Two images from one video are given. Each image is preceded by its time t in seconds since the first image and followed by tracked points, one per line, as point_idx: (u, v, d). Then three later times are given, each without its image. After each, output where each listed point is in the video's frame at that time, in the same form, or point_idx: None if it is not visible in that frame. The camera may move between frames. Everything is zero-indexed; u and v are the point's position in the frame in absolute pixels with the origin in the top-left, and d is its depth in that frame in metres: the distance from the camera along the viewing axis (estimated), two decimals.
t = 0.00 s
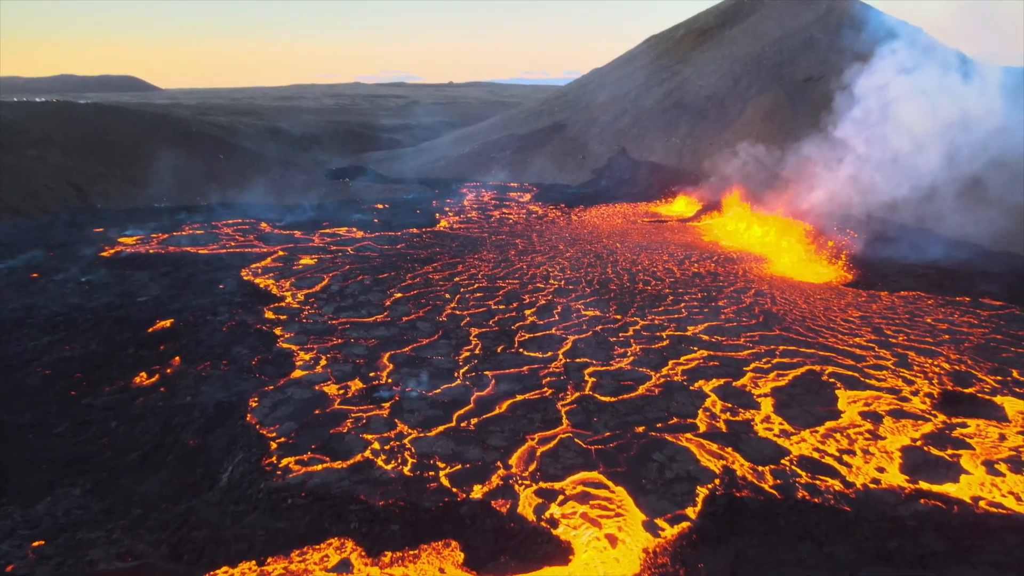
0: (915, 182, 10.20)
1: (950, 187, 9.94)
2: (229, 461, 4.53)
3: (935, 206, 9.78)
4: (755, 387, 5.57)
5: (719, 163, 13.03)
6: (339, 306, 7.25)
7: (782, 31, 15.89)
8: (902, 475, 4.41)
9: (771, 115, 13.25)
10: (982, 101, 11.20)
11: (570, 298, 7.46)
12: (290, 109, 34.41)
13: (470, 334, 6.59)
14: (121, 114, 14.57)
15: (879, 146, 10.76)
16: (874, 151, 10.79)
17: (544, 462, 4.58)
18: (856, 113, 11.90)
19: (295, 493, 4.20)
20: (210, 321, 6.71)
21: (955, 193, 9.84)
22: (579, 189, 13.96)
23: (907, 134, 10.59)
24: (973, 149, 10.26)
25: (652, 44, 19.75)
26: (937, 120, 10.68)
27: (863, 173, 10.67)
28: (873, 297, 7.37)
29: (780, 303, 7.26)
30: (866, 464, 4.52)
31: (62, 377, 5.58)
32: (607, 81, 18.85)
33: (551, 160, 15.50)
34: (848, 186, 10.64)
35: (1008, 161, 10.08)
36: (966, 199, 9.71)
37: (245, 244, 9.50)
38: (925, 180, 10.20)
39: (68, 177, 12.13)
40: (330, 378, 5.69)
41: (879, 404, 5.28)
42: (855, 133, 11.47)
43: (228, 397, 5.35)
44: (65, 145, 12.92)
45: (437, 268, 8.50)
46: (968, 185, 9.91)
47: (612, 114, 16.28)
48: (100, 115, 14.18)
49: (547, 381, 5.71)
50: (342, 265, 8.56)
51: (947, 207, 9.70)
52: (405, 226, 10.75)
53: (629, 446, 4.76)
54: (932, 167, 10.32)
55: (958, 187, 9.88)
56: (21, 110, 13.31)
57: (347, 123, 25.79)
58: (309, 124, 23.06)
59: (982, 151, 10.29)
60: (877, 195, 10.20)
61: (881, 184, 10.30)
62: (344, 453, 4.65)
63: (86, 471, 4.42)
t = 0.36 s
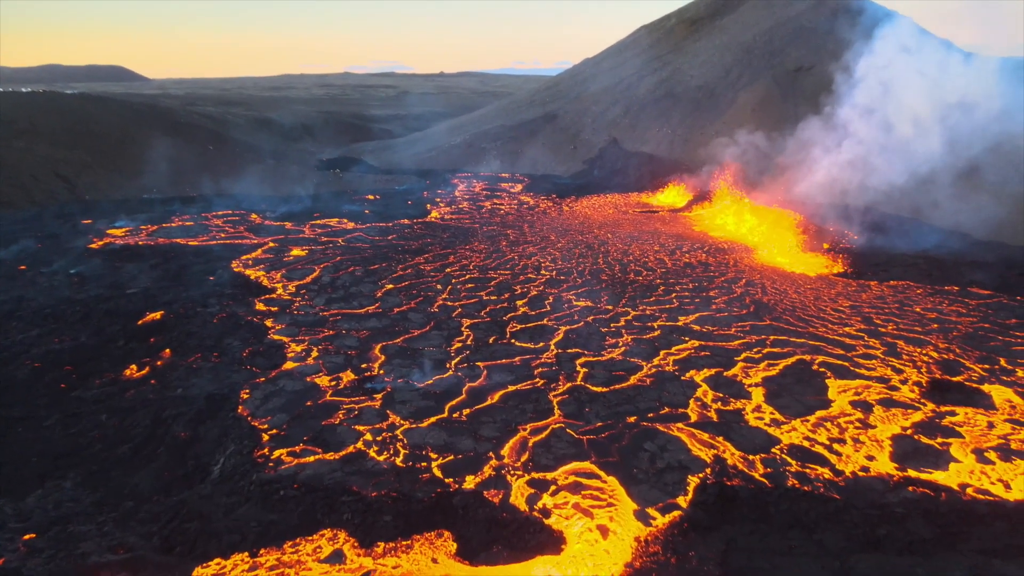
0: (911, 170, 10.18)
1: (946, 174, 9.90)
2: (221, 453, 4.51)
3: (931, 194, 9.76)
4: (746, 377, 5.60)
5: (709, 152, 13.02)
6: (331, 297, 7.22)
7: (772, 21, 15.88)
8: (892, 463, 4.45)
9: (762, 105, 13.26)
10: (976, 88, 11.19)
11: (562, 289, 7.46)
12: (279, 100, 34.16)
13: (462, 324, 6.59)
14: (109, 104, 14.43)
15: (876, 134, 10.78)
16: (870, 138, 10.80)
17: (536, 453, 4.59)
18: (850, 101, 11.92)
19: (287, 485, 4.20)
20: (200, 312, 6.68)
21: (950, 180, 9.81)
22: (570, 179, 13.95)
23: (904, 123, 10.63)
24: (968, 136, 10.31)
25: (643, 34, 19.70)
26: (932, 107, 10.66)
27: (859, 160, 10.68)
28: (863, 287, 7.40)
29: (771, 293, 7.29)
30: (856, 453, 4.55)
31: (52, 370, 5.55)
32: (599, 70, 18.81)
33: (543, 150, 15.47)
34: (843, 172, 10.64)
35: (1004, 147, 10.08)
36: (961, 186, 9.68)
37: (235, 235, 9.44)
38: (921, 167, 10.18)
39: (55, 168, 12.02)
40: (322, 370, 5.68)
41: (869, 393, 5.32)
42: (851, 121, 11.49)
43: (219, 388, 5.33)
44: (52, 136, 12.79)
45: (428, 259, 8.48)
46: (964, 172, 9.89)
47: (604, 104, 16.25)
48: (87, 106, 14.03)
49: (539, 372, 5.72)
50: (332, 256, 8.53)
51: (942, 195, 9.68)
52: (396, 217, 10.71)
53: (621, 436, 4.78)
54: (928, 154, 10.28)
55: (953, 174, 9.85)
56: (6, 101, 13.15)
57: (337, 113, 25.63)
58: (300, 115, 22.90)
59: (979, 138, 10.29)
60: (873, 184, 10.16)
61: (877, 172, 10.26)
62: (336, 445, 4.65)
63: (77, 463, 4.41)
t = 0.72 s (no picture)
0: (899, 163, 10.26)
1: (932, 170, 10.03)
2: (209, 448, 4.49)
3: (918, 188, 9.86)
4: (734, 368, 5.63)
5: (698, 144, 13.02)
6: (319, 291, 7.19)
7: (760, 13, 15.91)
8: (878, 453, 4.49)
9: (750, 97, 13.29)
10: (957, 85, 11.41)
11: (550, 282, 7.46)
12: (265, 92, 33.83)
13: (451, 318, 6.58)
14: (92, 97, 14.25)
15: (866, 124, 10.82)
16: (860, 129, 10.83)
17: (526, 445, 4.60)
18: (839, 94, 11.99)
19: (276, 479, 4.19)
20: (187, 307, 6.63)
21: (936, 176, 9.93)
22: (558, 172, 13.93)
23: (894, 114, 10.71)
24: (953, 135, 10.55)
25: (631, 26, 19.68)
26: (919, 101, 10.80)
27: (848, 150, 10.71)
28: (849, 278, 7.46)
29: (758, 284, 7.32)
30: (843, 443, 4.59)
31: (37, 365, 5.50)
32: (587, 62, 18.78)
33: (532, 142, 15.43)
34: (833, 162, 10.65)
35: (987, 145, 10.35)
36: (947, 182, 9.82)
37: (222, 229, 9.38)
38: (908, 162, 10.28)
39: (38, 162, 11.87)
40: (310, 364, 5.66)
41: (856, 383, 5.36)
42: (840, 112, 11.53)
43: (206, 383, 5.30)
44: (35, 129, 12.63)
45: (417, 252, 8.46)
46: (950, 168, 10.04)
47: (592, 96, 16.23)
48: (71, 99, 13.86)
49: (528, 365, 5.72)
50: (320, 250, 8.49)
51: (928, 189, 9.79)
52: (384, 210, 10.67)
53: (610, 428, 4.80)
54: (914, 150, 10.43)
55: (939, 170, 9.98)
56: None
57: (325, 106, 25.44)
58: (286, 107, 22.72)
59: (964, 135, 10.53)
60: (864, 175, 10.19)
61: (868, 161, 10.25)
62: (325, 438, 4.64)
63: (64, 459, 4.38)
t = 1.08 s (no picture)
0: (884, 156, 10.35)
1: (917, 161, 10.11)
2: (192, 446, 4.46)
3: (904, 180, 9.95)
4: (718, 361, 5.66)
5: (682, 138, 13.05)
6: (303, 286, 7.15)
7: (742, 7, 15.97)
8: (861, 443, 4.54)
9: (733, 91, 13.33)
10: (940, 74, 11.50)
11: (534, 276, 7.47)
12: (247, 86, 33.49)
13: (436, 312, 6.57)
14: (70, 92, 14.05)
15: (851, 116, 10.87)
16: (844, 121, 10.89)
17: (511, 439, 4.61)
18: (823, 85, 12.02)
19: (261, 476, 4.16)
20: (169, 303, 6.57)
21: (922, 167, 10.01)
22: (542, 166, 13.92)
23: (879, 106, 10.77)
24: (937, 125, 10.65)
25: (615, 20, 19.67)
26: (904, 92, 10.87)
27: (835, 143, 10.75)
28: (830, 270, 7.53)
29: (741, 277, 7.37)
30: (825, 434, 4.64)
31: (16, 364, 5.43)
32: (571, 56, 18.76)
33: (517, 136, 15.40)
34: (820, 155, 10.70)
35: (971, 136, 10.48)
36: (932, 173, 9.92)
37: (204, 224, 9.29)
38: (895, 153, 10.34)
39: (15, 157, 11.69)
40: (294, 359, 5.63)
41: (838, 375, 5.42)
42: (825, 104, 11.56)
43: (189, 380, 5.26)
44: (12, 124, 12.43)
45: (401, 247, 8.43)
46: (935, 160, 10.15)
47: (577, 90, 16.22)
48: (48, 93, 13.64)
49: (513, 359, 5.73)
50: (303, 245, 8.44)
51: (914, 181, 9.87)
52: (368, 205, 10.61)
53: (595, 422, 4.82)
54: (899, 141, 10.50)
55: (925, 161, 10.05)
56: None
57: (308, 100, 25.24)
58: (269, 101, 22.50)
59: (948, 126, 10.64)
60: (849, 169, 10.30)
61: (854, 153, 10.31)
62: (309, 434, 4.62)
63: (44, 458, 4.32)
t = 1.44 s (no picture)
0: (868, 149, 10.42)
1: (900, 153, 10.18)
2: (174, 445, 4.42)
3: (888, 172, 10.03)
4: (701, 355, 5.70)
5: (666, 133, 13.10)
6: (284, 283, 7.09)
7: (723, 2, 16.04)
8: (842, 435, 4.59)
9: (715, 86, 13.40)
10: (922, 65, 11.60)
11: (517, 271, 7.47)
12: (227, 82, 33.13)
13: (419, 309, 6.55)
14: (45, 89, 13.83)
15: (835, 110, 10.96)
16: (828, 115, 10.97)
17: (496, 435, 4.61)
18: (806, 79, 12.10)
19: (243, 474, 4.14)
20: (148, 302, 6.49)
21: (905, 158, 10.10)
22: (525, 161, 13.90)
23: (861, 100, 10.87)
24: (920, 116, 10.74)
25: (596, 15, 19.69)
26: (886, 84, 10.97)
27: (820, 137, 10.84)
28: (811, 263, 7.60)
29: (723, 271, 7.42)
30: (807, 426, 4.68)
31: None
32: (552, 51, 18.74)
33: (500, 131, 15.37)
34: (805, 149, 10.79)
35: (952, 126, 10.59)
36: (915, 164, 10.02)
37: (183, 221, 9.19)
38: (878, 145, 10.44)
39: None
40: (277, 357, 5.59)
41: (819, 367, 5.47)
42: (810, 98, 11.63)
43: (170, 379, 5.20)
44: None
45: (383, 243, 8.39)
46: (918, 150, 10.24)
47: (559, 85, 16.21)
48: (23, 90, 13.42)
49: (497, 354, 5.72)
50: (285, 242, 8.37)
51: (898, 173, 9.94)
52: (349, 201, 10.55)
53: (579, 416, 4.83)
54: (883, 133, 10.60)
55: (908, 153, 10.13)
56: None
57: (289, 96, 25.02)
58: (249, 97, 22.27)
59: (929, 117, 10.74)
60: (833, 163, 10.38)
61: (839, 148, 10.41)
62: (292, 432, 4.59)
63: (22, 460, 4.26)
